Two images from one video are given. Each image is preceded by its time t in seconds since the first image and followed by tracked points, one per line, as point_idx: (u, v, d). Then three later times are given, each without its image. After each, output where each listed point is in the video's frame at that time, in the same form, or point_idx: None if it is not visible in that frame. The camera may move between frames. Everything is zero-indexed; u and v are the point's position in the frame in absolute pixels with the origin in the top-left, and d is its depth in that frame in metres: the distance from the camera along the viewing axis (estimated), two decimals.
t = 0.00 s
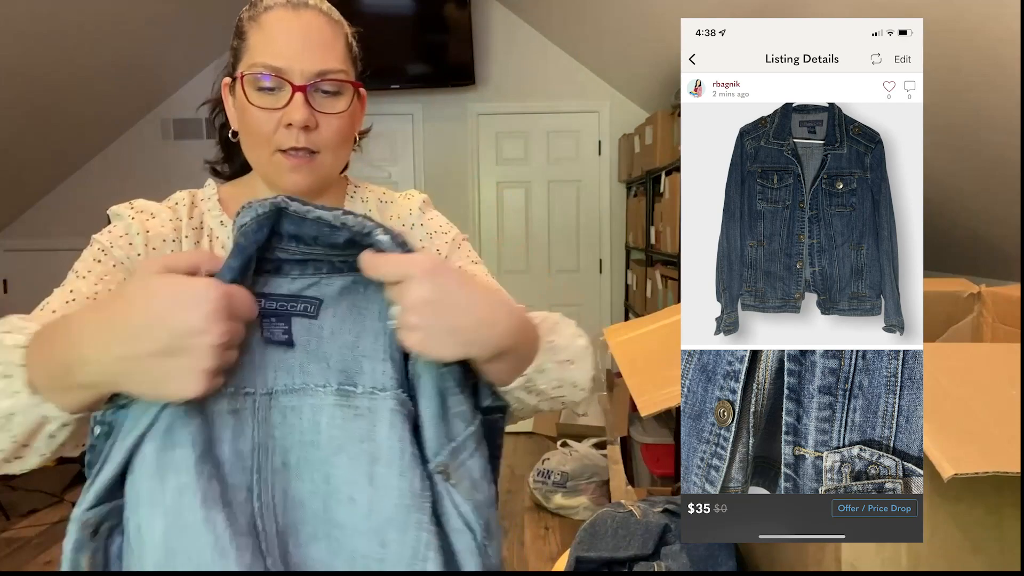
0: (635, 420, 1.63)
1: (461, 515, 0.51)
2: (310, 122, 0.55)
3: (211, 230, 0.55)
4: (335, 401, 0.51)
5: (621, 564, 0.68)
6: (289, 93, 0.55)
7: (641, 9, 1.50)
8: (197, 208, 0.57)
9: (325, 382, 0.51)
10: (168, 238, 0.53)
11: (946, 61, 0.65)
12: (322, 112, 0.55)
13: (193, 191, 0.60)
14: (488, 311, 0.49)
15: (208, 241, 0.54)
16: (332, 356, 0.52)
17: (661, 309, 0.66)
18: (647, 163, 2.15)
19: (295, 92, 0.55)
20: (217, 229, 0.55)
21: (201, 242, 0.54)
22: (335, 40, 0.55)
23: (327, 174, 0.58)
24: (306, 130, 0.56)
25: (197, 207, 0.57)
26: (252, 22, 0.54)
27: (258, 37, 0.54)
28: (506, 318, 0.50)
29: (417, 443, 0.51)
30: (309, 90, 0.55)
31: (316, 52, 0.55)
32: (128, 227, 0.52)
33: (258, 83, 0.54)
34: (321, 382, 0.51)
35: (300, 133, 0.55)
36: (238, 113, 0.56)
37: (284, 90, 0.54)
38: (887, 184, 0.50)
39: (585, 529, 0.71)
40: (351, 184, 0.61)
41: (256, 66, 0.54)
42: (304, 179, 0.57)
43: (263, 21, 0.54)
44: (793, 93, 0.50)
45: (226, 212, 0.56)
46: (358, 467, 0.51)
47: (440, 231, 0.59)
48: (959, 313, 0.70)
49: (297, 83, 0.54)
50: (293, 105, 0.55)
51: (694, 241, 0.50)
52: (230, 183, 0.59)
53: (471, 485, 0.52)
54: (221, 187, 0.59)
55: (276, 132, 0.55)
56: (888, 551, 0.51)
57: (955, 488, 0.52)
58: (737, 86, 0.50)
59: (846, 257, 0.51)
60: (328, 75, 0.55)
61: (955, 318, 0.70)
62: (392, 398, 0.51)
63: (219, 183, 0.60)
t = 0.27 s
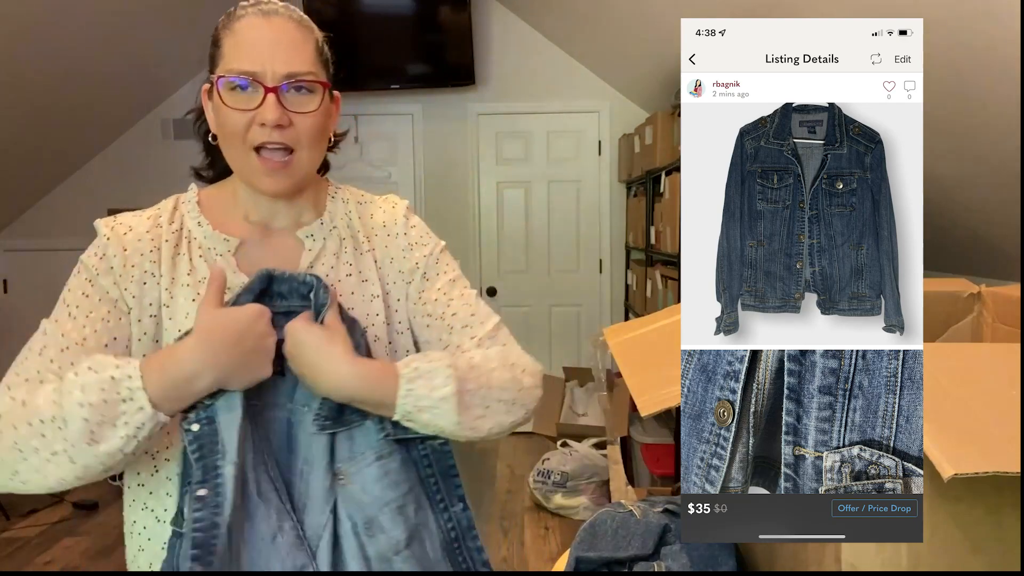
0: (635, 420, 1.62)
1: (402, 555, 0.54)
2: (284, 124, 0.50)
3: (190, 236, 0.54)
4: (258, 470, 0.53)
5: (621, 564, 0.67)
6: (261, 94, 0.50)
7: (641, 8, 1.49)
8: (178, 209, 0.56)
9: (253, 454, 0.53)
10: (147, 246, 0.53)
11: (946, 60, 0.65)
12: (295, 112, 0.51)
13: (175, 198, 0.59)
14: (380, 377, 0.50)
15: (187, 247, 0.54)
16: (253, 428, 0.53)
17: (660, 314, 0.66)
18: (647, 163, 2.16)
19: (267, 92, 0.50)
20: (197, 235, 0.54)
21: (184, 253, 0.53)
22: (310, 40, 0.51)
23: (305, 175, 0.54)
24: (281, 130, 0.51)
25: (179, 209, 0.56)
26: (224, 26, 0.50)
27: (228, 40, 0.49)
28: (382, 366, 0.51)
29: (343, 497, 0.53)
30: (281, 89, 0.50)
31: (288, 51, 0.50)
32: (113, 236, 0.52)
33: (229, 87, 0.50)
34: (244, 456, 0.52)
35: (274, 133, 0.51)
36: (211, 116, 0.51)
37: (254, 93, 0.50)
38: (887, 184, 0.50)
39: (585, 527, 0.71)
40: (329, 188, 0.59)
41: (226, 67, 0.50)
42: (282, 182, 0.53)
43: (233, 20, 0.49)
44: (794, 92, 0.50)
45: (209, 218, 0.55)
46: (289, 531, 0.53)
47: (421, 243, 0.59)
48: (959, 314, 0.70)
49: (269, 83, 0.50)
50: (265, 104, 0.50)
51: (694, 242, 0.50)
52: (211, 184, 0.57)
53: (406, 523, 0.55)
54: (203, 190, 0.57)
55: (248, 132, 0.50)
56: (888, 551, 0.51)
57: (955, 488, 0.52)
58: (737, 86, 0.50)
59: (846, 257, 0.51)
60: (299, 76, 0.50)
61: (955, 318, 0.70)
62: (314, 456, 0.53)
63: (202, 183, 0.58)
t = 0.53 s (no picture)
0: (635, 420, 1.62)
1: (360, 545, 0.57)
2: (261, 130, 0.54)
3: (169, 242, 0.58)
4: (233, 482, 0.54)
5: (621, 564, 0.67)
6: (237, 103, 0.54)
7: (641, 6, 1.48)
8: (156, 223, 0.59)
9: (225, 464, 0.54)
10: (127, 260, 0.56)
11: (944, 58, 0.65)
12: (270, 118, 0.54)
13: (152, 207, 0.62)
14: (363, 391, 0.56)
15: (167, 255, 0.57)
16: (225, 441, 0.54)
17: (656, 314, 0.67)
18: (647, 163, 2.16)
19: (244, 100, 0.54)
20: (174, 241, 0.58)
21: (164, 261, 0.57)
22: (280, 52, 0.55)
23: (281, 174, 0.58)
24: (257, 135, 0.54)
25: (157, 222, 0.59)
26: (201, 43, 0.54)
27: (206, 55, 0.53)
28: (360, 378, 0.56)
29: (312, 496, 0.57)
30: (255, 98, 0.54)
31: (261, 63, 0.54)
32: (91, 254, 0.55)
33: (207, 97, 0.54)
34: (208, 466, 0.53)
35: (250, 138, 0.54)
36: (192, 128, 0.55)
37: (232, 102, 0.54)
38: (887, 184, 0.50)
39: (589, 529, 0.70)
40: (306, 198, 0.64)
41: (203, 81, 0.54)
42: (259, 183, 0.56)
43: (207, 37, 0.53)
44: (794, 92, 0.50)
45: (186, 227, 0.59)
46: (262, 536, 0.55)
47: (397, 252, 0.65)
48: (958, 313, 0.70)
49: (245, 92, 0.54)
50: (241, 110, 0.54)
51: (694, 242, 0.50)
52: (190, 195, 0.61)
53: (365, 515, 0.58)
54: (181, 200, 0.62)
55: (226, 138, 0.54)
56: (888, 550, 0.51)
57: (955, 488, 0.52)
58: (737, 86, 0.50)
59: (846, 257, 0.51)
60: (271, 85, 0.54)
61: (954, 318, 0.71)
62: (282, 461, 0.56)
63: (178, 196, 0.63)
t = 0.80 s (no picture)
0: (635, 420, 1.62)
1: (351, 528, 0.60)
2: (232, 141, 0.56)
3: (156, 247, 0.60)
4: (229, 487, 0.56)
5: (621, 564, 0.67)
6: (207, 116, 0.55)
7: (641, 6, 1.48)
8: (142, 223, 0.61)
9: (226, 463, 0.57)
10: (113, 265, 0.58)
11: (943, 59, 0.65)
12: (242, 130, 0.56)
13: (139, 211, 0.63)
14: (356, 400, 0.59)
15: (154, 260, 0.59)
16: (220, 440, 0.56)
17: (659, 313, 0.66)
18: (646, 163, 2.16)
19: (214, 114, 0.55)
20: (160, 245, 0.60)
21: (150, 264, 0.58)
22: (250, 62, 0.55)
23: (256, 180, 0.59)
24: (229, 147, 0.56)
25: (143, 225, 0.61)
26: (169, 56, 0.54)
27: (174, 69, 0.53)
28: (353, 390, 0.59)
29: (302, 485, 0.59)
30: (227, 111, 0.55)
31: (231, 76, 0.54)
32: (79, 257, 0.58)
33: (178, 111, 0.54)
34: (214, 464, 0.56)
35: (223, 151, 0.56)
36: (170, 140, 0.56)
37: (203, 116, 0.55)
38: (887, 184, 0.50)
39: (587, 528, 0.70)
40: (288, 198, 0.65)
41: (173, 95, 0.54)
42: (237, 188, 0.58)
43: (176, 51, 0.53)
44: (794, 92, 0.50)
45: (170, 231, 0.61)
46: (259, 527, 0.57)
47: (377, 251, 0.66)
48: (958, 314, 0.70)
49: (215, 105, 0.54)
50: (213, 124, 0.55)
51: (694, 243, 0.50)
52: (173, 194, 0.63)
53: (354, 500, 0.61)
54: (165, 202, 0.63)
55: (201, 151, 0.56)
56: (888, 550, 0.51)
57: (956, 488, 0.52)
58: (737, 85, 0.50)
59: (847, 257, 0.51)
60: (242, 97, 0.55)
61: (953, 318, 0.71)
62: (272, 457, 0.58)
63: (162, 196, 0.64)
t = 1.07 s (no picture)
0: (635, 420, 1.63)
1: (339, 503, 0.57)
2: (211, 171, 0.56)
3: (144, 245, 0.60)
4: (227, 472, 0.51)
5: (621, 564, 0.67)
6: (183, 149, 0.54)
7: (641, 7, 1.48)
8: (129, 225, 0.61)
9: (230, 442, 0.51)
10: (104, 266, 0.58)
11: (943, 59, 0.65)
12: (219, 158, 0.56)
13: (127, 213, 0.63)
14: (345, 388, 0.55)
15: (143, 260, 0.59)
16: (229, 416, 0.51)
17: (656, 315, 0.67)
18: (646, 163, 2.16)
19: (189, 148, 0.54)
20: (148, 244, 0.60)
21: (139, 263, 0.59)
22: (220, 85, 0.54)
23: (236, 199, 0.60)
24: (207, 178, 0.56)
25: (130, 227, 0.61)
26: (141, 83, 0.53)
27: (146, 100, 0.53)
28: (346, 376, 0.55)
29: (293, 463, 0.55)
30: (202, 144, 0.54)
31: (204, 105, 0.53)
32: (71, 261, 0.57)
33: (153, 145, 0.54)
34: (227, 444, 0.51)
35: (202, 181, 0.56)
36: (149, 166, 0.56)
37: (178, 149, 0.54)
38: (887, 184, 0.50)
39: (586, 530, 0.70)
40: (269, 189, 0.66)
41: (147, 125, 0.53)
42: (220, 204, 0.59)
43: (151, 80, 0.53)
44: (794, 92, 0.50)
45: (157, 229, 0.61)
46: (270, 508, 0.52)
47: (358, 244, 0.66)
48: (958, 314, 0.70)
49: (189, 139, 0.54)
50: (189, 156, 0.54)
51: (694, 242, 0.51)
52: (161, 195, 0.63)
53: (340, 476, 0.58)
54: (151, 204, 0.63)
55: (180, 179, 0.56)
56: (888, 551, 0.51)
57: (955, 487, 0.52)
58: (737, 86, 0.50)
59: (846, 257, 0.51)
60: (216, 129, 0.54)
61: (953, 319, 0.70)
62: (270, 435, 0.53)
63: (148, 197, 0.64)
